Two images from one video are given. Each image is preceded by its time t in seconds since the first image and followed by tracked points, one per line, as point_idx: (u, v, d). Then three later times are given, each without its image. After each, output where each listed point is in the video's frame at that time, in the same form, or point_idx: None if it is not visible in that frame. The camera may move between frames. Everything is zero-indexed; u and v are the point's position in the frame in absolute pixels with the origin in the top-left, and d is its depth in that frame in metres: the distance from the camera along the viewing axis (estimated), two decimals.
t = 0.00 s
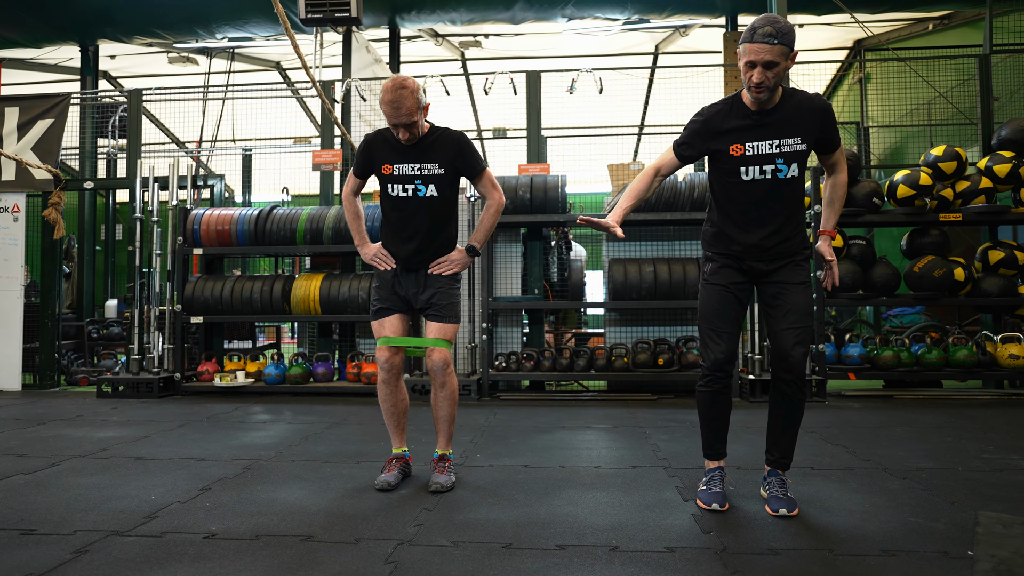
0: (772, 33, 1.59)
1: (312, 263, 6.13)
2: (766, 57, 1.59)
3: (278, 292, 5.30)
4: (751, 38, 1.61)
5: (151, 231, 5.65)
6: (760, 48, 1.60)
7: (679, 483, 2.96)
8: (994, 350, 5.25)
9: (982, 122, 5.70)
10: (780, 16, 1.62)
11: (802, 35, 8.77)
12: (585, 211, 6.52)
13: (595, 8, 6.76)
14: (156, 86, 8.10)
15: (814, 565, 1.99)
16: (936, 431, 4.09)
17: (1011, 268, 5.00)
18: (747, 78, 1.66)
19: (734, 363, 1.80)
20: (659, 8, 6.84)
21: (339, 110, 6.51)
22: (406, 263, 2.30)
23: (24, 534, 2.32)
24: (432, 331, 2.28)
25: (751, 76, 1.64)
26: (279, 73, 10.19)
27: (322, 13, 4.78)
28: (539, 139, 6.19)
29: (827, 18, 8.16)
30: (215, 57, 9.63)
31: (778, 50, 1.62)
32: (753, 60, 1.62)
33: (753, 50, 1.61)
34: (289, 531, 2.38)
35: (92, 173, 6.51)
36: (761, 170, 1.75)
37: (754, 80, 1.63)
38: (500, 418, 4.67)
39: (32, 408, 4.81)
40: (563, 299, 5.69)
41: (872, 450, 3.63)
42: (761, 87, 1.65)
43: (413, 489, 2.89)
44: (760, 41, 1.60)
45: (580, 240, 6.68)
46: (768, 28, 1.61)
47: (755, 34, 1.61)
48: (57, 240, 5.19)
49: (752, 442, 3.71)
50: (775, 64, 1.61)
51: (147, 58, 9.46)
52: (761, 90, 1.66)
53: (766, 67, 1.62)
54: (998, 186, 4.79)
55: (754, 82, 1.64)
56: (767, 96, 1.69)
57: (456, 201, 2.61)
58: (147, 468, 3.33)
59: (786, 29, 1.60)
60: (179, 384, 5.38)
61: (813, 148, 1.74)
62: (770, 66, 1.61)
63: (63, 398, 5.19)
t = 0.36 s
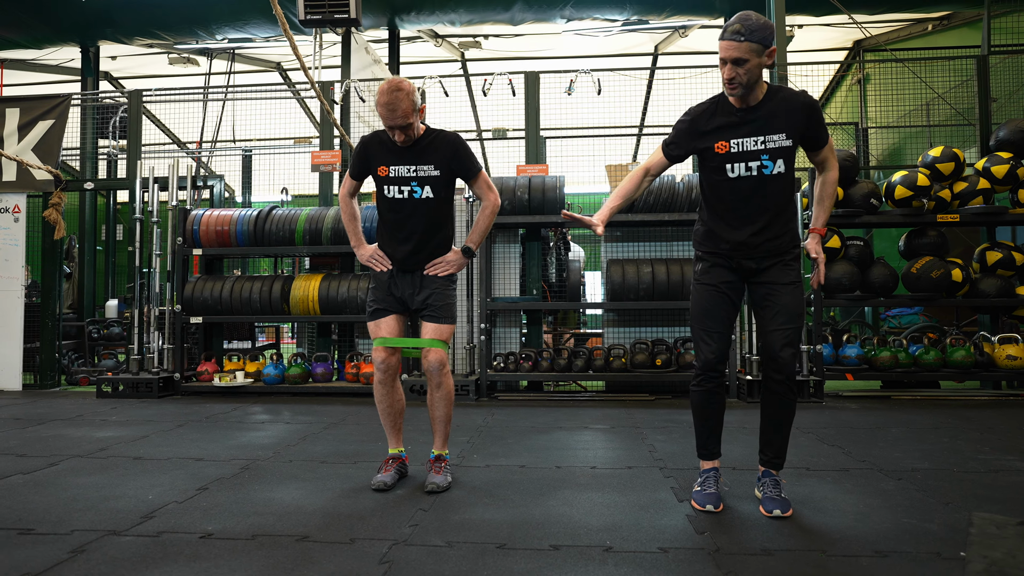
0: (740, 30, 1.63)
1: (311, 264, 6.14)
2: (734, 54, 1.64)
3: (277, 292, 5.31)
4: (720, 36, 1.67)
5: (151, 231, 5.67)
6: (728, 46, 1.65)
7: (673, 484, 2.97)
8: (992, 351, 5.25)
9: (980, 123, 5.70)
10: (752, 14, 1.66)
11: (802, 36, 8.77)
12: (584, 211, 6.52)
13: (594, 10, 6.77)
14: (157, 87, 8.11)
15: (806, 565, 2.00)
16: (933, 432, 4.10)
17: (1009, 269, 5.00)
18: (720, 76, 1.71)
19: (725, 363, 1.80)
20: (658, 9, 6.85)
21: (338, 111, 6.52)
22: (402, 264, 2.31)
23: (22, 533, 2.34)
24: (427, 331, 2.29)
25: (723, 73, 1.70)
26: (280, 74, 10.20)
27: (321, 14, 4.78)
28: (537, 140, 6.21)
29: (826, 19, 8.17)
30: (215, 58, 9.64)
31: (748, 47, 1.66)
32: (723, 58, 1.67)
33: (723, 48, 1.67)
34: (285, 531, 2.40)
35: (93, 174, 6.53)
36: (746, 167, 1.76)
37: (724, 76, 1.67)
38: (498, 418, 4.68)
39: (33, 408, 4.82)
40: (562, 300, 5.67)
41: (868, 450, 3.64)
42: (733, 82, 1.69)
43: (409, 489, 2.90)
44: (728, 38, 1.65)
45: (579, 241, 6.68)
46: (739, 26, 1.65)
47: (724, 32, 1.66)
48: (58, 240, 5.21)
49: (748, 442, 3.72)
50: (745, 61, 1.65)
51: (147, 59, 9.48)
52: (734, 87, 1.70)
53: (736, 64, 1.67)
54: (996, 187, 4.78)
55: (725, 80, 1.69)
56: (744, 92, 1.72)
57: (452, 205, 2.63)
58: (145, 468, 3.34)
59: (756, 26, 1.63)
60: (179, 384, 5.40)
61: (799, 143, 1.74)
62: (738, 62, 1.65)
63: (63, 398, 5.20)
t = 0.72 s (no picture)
0: (702, 34, 1.65)
1: (309, 264, 6.14)
2: (697, 59, 1.66)
3: (274, 292, 5.30)
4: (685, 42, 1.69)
5: (150, 231, 5.67)
6: (692, 51, 1.67)
7: (667, 484, 2.97)
8: (990, 351, 5.25)
9: (979, 122, 5.69)
10: (717, 16, 1.66)
11: (802, 36, 8.76)
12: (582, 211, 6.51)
13: (593, 10, 6.76)
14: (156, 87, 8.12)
15: (797, 566, 1.99)
16: (929, 432, 4.09)
17: (1007, 269, 4.99)
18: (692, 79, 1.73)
19: (716, 363, 1.79)
20: (657, 9, 6.84)
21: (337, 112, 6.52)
22: (396, 263, 2.30)
23: (16, 533, 2.34)
24: (422, 331, 2.28)
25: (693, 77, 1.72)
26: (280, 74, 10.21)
27: (320, 15, 4.77)
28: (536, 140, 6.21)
29: (826, 19, 8.16)
30: (215, 58, 9.65)
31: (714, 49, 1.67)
32: (689, 63, 1.70)
33: (689, 53, 1.69)
34: (277, 531, 2.40)
35: (92, 174, 6.54)
36: (727, 163, 1.77)
37: (692, 80, 1.69)
38: (495, 418, 4.69)
39: (31, 408, 4.83)
40: (560, 300, 5.65)
41: (864, 451, 3.63)
42: (703, 85, 1.71)
43: (403, 489, 2.91)
44: (691, 44, 1.67)
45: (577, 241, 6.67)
46: (704, 29, 1.66)
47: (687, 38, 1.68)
48: (57, 240, 5.22)
49: (744, 442, 3.72)
50: (709, 64, 1.66)
51: (147, 59, 9.49)
52: (704, 89, 1.71)
53: (702, 67, 1.68)
54: (994, 187, 4.77)
55: (695, 83, 1.71)
56: (717, 93, 1.73)
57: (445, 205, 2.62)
58: (140, 468, 3.35)
59: (717, 29, 1.63)
60: (177, 384, 5.40)
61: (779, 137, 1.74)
62: (703, 65, 1.67)
63: (62, 398, 5.21)
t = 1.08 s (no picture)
0: (706, 56, 1.63)
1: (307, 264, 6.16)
2: (704, 81, 1.64)
3: (273, 292, 5.33)
4: (686, 63, 1.66)
5: (149, 231, 5.69)
6: (695, 73, 1.65)
7: (658, 484, 2.99)
8: (985, 352, 5.26)
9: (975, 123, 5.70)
10: (710, 35, 1.65)
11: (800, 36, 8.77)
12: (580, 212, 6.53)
13: (591, 11, 6.78)
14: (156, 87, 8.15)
15: (783, 563, 2.01)
16: (923, 432, 4.10)
17: (1002, 270, 5.00)
18: (690, 101, 1.71)
19: (702, 362, 1.81)
20: (655, 10, 6.86)
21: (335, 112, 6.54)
22: (390, 262, 2.31)
23: (10, 530, 2.37)
24: (414, 331, 2.30)
25: (693, 98, 1.69)
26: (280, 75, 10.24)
27: (318, 16, 4.78)
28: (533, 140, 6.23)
29: (824, 20, 8.17)
30: (215, 58, 9.68)
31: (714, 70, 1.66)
32: (691, 85, 1.67)
33: (690, 75, 1.66)
34: (270, 529, 2.42)
35: (92, 175, 6.56)
36: (710, 176, 1.80)
37: (696, 102, 1.67)
38: (491, 418, 4.71)
39: (29, 407, 4.86)
40: (556, 300, 5.67)
41: (856, 450, 3.64)
42: (705, 106, 1.69)
43: (396, 487, 2.92)
44: (695, 65, 1.65)
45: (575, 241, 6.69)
46: (700, 50, 1.65)
47: (689, 58, 1.65)
48: (56, 240, 5.24)
49: (737, 442, 3.73)
50: (712, 83, 1.66)
51: (148, 60, 9.51)
52: (706, 108, 1.69)
53: (706, 89, 1.67)
54: (989, 188, 4.78)
55: (697, 105, 1.69)
56: (712, 112, 1.73)
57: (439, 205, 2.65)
58: (136, 467, 3.37)
59: (717, 48, 1.63)
60: (175, 383, 5.43)
61: (759, 148, 1.77)
62: (709, 87, 1.65)
63: (62, 397, 5.24)
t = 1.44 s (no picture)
0: (722, 70, 1.64)
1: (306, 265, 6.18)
2: (720, 96, 1.65)
3: (271, 293, 5.35)
4: (702, 76, 1.66)
5: (148, 232, 5.72)
6: (711, 88, 1.65)
7: (650, 484, 3.01)
8: (981, 352, 5.27)
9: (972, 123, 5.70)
10: (727, 46, 1.64)
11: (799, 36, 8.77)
12: (576, 212, 6.54)
13: (588, 11, 6.79)
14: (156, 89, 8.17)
15: (767, 562, 2.03)
16: (917, 432, 4.11)
17: (998, 270, 5.01)
18: (704, 111, 1.72)
19: (702, 363, 1.83)
20: (652, 11, 6.86)
21: (333, 114, 6.57)
22: (381, 253, 2.29)
23: (5, 530, 2.39)
24: (408, 330, 2.31)
25: (707, 110, 1.71)
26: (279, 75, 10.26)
27: (315, 18, 4.79)
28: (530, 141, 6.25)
29: (823, 20, 8.17)
30: (215, 59, 9.71)
31: (729, 83, 1.67)
32: (706, 98, 1.68)
33: (705, 88, 1.67)
34: (262, 528, 2.44)
35: (91, 176, 6.58)
36: (723, 187, 1.81)
37: (709, 115, 1.69)
38: (487, 418, 4.73)
39: (28, 407, 4.88)
40: (553, 300, 5.68)
41: (849, 451, 3.66)
42: (718, 118, 1.71)
43: (389, 487, 2.94)
44: (710, 79, 1.65)
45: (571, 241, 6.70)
46: (717, 63, 1.64)
47: (705, 72, 1.65)
48: (56, 241, 5.27)
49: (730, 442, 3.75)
50: (727, 98, 1.67)
51: (149, 61, 9.55)
52: (719, 120, 1.72)
53: (720, 102, 1.68)
54: (985, 188, 4.78)
55: (711, 117, 1.71)
56: (724, 122, 1.74)
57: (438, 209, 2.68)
58: (133, 467, 3.39)
59: (734, 64, 1.63)
60: (174, 383, 5.46)
61: (771, 159, 1.79)
62: (724, 102, 1.67)
63: (62, 397, 5.27)
